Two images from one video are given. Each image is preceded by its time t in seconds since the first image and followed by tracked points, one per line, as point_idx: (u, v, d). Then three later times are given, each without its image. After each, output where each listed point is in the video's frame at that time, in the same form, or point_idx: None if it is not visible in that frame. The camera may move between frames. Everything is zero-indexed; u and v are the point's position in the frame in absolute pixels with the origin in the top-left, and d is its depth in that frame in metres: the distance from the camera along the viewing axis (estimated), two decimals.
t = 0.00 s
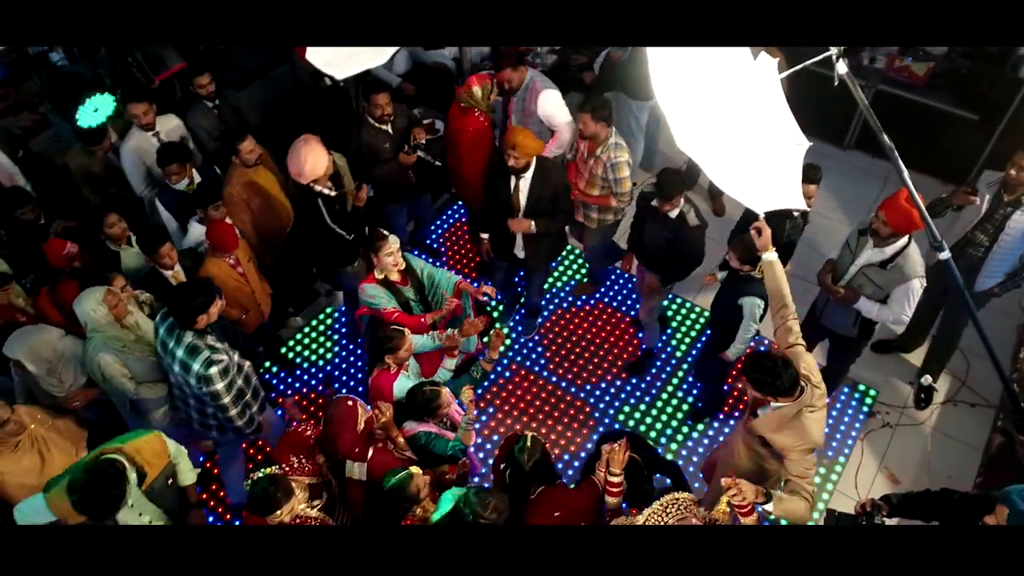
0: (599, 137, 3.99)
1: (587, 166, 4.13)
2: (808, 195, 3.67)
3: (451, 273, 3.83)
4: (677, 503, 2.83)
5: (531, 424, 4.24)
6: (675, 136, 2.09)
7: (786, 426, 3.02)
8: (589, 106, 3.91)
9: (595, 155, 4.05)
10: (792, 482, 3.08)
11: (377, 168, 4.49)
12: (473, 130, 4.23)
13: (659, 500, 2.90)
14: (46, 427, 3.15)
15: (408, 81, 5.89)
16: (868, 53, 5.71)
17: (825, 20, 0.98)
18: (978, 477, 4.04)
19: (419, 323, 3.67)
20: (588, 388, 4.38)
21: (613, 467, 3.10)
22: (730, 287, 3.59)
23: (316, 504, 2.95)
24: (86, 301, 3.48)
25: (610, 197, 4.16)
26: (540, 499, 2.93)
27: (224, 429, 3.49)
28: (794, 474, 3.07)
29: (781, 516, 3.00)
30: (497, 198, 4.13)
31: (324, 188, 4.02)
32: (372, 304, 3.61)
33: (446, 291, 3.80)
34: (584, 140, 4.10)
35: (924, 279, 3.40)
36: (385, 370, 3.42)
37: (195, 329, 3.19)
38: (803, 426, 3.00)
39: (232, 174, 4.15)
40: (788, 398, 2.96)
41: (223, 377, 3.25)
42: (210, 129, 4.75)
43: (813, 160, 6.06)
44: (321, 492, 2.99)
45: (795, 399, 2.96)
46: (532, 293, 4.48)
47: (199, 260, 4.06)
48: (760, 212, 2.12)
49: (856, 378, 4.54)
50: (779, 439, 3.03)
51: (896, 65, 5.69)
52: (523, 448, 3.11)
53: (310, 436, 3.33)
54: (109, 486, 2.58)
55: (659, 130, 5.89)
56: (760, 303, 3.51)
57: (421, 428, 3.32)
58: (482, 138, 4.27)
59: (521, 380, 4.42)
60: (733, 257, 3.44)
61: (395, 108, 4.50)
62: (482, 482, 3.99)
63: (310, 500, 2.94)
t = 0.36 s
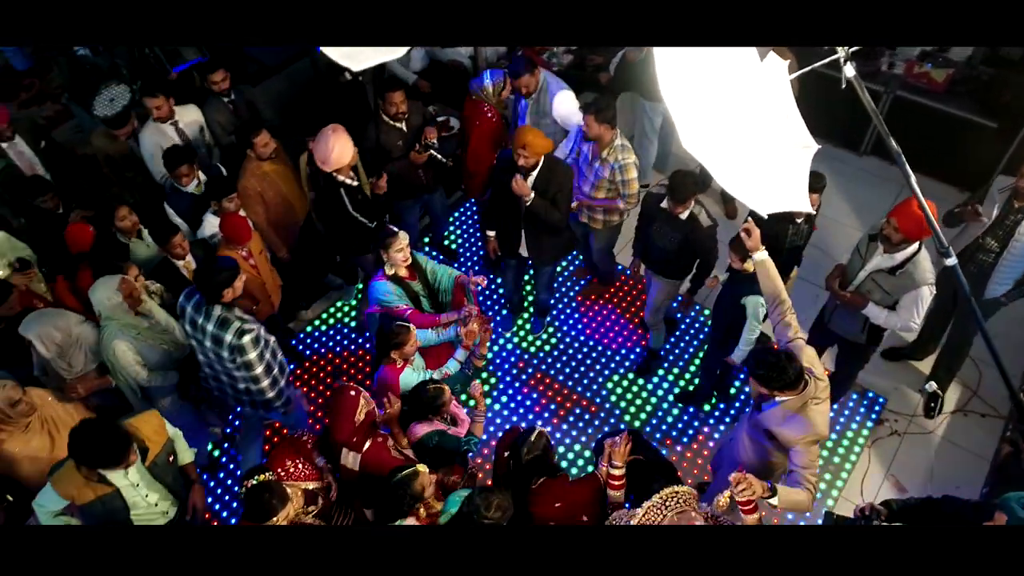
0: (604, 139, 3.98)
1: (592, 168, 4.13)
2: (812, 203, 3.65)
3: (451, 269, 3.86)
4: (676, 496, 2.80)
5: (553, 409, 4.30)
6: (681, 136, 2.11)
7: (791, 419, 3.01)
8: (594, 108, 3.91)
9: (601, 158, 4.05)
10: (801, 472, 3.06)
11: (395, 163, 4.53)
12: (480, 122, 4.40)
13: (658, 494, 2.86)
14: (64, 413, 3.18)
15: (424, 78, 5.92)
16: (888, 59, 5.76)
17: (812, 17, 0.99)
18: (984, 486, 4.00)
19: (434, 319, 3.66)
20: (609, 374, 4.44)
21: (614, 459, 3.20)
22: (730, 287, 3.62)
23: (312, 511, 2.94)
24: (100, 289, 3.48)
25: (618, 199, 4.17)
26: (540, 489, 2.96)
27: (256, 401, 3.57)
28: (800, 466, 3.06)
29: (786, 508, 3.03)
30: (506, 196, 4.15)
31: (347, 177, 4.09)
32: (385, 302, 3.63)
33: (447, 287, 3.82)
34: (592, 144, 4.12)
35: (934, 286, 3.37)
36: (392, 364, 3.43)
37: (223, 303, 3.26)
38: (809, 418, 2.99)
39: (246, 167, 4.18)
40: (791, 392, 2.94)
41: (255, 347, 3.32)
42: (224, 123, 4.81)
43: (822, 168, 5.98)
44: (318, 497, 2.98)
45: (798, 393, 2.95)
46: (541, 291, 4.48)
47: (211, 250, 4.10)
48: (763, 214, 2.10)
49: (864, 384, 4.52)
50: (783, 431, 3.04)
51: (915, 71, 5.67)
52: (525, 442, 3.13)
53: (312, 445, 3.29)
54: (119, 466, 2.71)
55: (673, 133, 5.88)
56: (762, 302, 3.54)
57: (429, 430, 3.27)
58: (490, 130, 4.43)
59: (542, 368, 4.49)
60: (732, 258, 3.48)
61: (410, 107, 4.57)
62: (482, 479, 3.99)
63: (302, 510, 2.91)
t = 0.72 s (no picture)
0: (604, 141, 4.00)
1: (593, 170, 4.14)
2: (817, 205, 3.65)
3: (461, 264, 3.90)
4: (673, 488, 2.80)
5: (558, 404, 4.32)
6: (685, 137, 2.12)
7: (795, 401, 3.09)
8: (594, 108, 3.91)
9: (604, 158, 4.07)
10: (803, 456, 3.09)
11: (407, 158, 4.56)
12: (487, 114, 4.47)
13: (656, 485, 2.85)
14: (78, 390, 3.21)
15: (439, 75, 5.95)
16: (905, 64, 5.72)
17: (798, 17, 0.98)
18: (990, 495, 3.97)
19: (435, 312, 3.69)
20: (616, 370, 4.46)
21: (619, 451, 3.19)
22: (731, 290, 3.69)
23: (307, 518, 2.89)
24: (122, 278, 3.54)
25: (621, 199, 4.20)
26: (539, 476, 2.98)
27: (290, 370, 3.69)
28: (803, 445, 3.10)
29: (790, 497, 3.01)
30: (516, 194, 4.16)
31: (365, 166, 4.18)
32: (389, 294, 3.66)
33: (455, 283, 3.86)
34: (590, 144, 4.14)
35: (942, 292, 3.34)
36: (397, 360, 3.43)
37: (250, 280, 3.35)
38: (814, 399, 3.05)
39: (260, 161, 4.22)
40: (795, 374, 3.03)
41: (285, 317, 3.43)
42: (241, 117, 4.79)
43: (831, 173, 5.94)
44: (313, 505, 2.92)
45: (802, 375, 3.04)
46: (547, 291, 4.48)
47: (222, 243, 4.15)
48: (765, 214, 2.12)
49: (872, 391, 4.49)
50: (789, 412, 3.11)
51: (932, 77, 5.64)
52: (524, 430, 3.07)
53: (319, 451, 3.17)
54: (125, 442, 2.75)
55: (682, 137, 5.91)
56: (762, 307, 3.62)
57: (433, 430, 3.24)
58: (496, 121, 4.52)
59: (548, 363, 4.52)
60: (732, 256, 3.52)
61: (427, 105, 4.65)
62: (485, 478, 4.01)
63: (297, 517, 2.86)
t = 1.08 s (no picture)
0: (599, 142, 4.07)
1: (590, 171, 4.21)
2: (823, 207, 3.65)
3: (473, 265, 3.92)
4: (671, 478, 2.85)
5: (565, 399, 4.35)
6: (689, 138, 2.15)
7: (802, 393, 3.11)
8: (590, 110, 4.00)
9: (600, 159, 4.14)
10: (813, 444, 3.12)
11: (423, 154, 4.65)
12: (499, 110, 4.54)
13: (654, 474, 2.88)
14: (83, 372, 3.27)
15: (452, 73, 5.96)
16: (921, 69, 5.69)
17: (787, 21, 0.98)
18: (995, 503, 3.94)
19: (435, 306, 3.71)
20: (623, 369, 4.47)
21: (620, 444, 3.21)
22: (734, 292, 3.70)
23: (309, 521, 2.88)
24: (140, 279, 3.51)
25: (621, 196, 4.27)
26: (536, 469, 3.00)
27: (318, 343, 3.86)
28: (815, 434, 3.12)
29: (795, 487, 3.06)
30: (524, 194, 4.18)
31: (380, 156, 4.18)
32: (397, 289, 3.71)
33: (467, 282, 3.88)
34: (585, 146, 4.20)
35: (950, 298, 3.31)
36: (403, 354, 3.47)
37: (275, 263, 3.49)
38: (820, 390, 3.07)
39: (272, 157, 4.26)
40: (803, 365, 3.04)
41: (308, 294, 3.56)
42: (257, 110, 4.99)
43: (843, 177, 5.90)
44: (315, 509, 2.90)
45: (810, 367, 3.06)
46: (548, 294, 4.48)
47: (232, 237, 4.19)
48: (766, 214, 2.12)
49: (879, 397, 4.47)
50: (798, 403, 3.12)
51: (949, 82, 5.59)
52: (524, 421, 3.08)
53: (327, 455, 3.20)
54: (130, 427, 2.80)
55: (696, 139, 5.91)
56: (760, 309, 3.58)
57: (440, 431, 3.21)
58: (505, 117, 4.57)
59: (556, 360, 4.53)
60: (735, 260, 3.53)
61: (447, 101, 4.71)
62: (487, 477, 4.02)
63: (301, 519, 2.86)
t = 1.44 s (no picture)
0: (588, 139, 4.07)
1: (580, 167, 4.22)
2: (839, 211, 3.58)
3: (478, 257, 3.92)
4: (674, 468, 2.90)
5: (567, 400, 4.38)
6: (692, 136, 2.16)
7: (813, 388, 3.13)
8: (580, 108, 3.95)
9: (591, 155, 4.14)
10: (823, 437, 3.11)
11: (439, 146, 4.65)
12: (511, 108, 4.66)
13: (655, 464, 2.94)
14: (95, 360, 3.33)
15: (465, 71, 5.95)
16: (937, 74, 5.64)
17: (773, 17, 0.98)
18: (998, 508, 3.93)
19: (439, 301, 3.72)
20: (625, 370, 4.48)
21: (629, 436, 3.19)
22: (739, 292, 3.69)
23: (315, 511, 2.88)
24: (151, 279, 3.50)
25: (614, 189, 4.28)
26: (538, 464, 3.04)
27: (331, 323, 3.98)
28: (825, 427, 3.12)
29: (805, 480, 3.05)
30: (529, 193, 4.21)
31: (393, 145, 4.25)
32: (402, 282, 3.73)
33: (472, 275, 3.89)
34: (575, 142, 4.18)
35: (955, 303, 3.30)
36: (405, 348, 3.47)
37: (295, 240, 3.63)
38: (834, 383, 3.09)
39: (283, 152, 4.30)
40: (813, 359, 3.08)
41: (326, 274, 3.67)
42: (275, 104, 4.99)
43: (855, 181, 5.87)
44: (322, 500, 2.97)
45: (819, 360, 3.09)
46: (547, 296, 4.49)
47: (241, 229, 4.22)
48: (765, 213, 2.15)
49: (884, 401, 4.45)
50: (808, 396, 3.14)
51: (964, 87, 5.55)
52: (525, 416, 3.08)
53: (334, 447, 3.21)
54: (131, 417, 2.84)
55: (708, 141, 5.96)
56: (763, 306, 3.58)
57: (438, 419, 3.26)
58: (516, 117, 4.69)
59: (559, 361, 4.56)
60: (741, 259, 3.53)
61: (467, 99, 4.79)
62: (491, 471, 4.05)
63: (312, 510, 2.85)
